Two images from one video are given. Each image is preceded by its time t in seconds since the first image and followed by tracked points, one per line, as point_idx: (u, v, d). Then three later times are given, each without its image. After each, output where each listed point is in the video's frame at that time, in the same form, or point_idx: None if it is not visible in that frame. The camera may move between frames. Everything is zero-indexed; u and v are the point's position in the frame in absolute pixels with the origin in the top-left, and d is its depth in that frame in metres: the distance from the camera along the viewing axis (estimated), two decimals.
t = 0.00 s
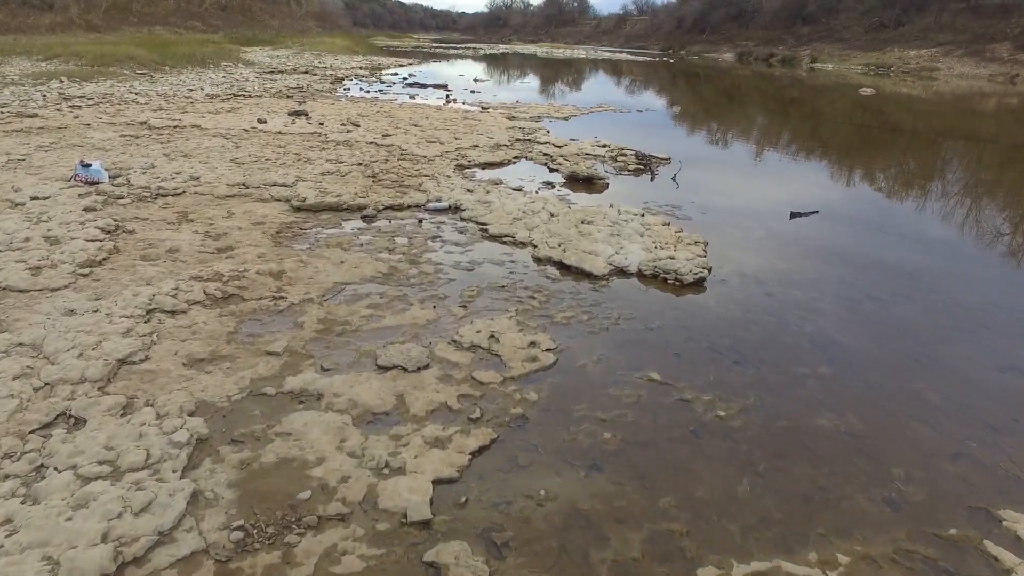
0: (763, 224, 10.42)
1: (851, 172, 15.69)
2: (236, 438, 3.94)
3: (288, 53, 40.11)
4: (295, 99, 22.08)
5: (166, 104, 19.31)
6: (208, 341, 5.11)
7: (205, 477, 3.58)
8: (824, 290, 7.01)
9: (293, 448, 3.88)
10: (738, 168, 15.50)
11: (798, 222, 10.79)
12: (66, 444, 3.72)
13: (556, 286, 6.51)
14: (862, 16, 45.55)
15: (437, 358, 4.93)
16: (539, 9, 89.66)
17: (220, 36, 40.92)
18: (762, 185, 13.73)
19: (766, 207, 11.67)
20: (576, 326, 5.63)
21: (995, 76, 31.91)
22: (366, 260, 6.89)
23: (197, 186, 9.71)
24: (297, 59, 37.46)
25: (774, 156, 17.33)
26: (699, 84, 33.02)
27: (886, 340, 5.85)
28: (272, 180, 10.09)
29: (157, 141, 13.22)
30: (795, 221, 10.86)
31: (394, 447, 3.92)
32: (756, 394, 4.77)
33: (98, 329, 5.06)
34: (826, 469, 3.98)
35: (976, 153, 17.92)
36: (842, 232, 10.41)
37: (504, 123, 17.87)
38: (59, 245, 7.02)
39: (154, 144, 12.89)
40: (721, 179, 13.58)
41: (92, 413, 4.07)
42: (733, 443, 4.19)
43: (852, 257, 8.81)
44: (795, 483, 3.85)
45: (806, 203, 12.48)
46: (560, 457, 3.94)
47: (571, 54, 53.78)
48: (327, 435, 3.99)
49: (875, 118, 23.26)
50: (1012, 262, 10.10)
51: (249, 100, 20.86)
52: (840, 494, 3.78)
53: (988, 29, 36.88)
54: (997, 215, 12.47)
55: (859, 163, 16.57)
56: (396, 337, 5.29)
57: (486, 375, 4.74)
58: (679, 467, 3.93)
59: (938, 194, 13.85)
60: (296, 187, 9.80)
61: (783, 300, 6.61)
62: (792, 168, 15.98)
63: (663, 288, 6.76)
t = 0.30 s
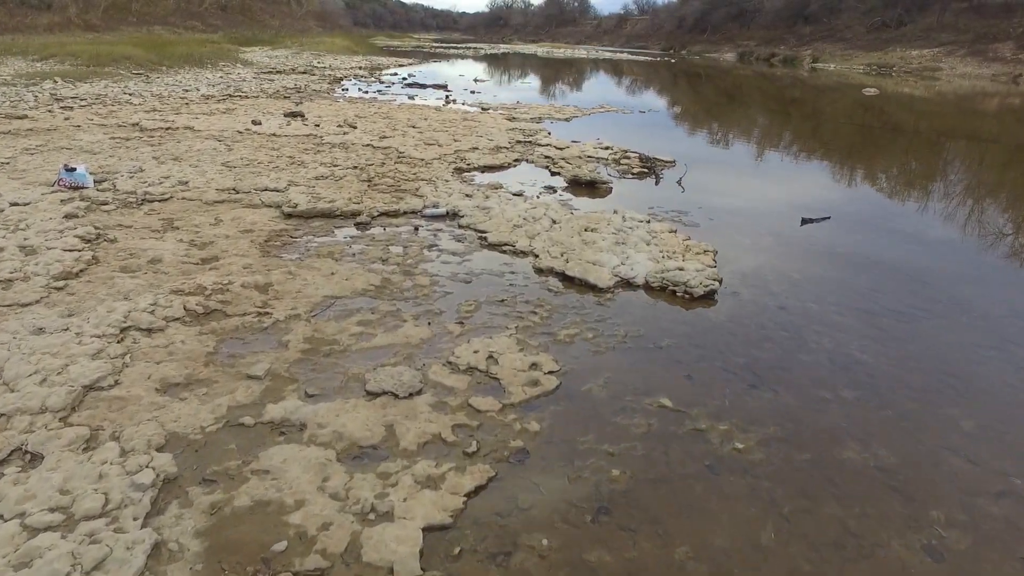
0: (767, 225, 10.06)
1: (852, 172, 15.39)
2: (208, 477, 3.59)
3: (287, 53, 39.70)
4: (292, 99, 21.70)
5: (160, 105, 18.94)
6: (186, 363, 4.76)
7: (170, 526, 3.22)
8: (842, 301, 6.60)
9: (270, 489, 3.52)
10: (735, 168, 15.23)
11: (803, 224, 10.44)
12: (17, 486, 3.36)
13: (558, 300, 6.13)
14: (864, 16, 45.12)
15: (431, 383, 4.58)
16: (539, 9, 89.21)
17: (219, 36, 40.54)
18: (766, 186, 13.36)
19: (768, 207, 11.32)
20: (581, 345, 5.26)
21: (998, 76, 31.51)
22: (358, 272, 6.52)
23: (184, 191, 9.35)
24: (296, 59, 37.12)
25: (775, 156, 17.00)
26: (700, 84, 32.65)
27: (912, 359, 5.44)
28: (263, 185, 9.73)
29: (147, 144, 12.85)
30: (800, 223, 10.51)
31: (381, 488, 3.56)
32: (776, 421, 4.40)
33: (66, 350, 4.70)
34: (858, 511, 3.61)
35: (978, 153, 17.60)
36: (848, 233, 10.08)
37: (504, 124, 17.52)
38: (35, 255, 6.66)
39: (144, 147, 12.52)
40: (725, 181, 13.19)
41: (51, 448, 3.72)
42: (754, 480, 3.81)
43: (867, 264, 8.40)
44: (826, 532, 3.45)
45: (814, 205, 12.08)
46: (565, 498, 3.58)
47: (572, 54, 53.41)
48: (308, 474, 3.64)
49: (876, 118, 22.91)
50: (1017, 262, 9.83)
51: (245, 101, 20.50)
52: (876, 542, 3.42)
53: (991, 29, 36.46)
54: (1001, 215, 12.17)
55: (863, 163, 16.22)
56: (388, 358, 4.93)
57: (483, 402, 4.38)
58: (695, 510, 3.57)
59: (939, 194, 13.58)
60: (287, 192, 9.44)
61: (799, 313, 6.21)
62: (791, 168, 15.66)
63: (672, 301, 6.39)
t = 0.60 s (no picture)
0: (773, 227, 9.74)
1: (853, 172, 15.13)
2: (175, 522, 3.25)
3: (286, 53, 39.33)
4: (289, 100, 21.35)
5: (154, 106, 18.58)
6: (160, 388, 4.41)
7: None
8: (861, 315, 6.23)
9: (242, 536, 3.18)
10: (734, 168, 14.99)
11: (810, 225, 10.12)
12: None
13: (561, 314, 5.79)
14: (865, 16, 44.62)
15: (424, 411, 4.24)
16: (539, 9, 88.76)
17: (219, 36, 40.18)
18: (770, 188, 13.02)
19: (770, 209, 11.02)
20: (586, 366, 4.91)
21: (1001, 76, 31.12)
22: (349, 284, 6.18)
23: (172, 196, 9.00)
24: (295, 59, 36.77)
25: (775, 156, 16.68)
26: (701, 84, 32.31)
27: (941, 379, 5.08)
28: (254, 189, 9.38)
29: (138, 146, 12.48)
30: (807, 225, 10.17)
31: (366, 535, 3.23)
32: (799, 455, 4.06)
33: (30, 374, 4.34)
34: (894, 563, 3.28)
35: (981, 153, 17.29)
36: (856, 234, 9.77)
37: (504, 125, 17.16)
38: (9, 266, 6.30)
39: (134, 149, 12.16)
40: (728, 182, 12.85)
41: (2, 488, 3.38)
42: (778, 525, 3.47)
43: (884, 269, 8.01)
44: None
45: (824, 208, 11.69)
46: (570, 545, 3.24)
47: (573, 53, 53.02)
48: (286, 518, 3.30)
49: (877, 118, 22.59)
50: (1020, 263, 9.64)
51: (241, 102, 20.15)
52: None
53: (993, 29, 36.00)
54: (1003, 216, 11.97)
55: (868, 163, 15.91)
56: (379, 381, 4.59)
57: (480, 433, 4.04)
58: (714, 560, 3.23)
59: (942, 194, 13.36)
60: (278, 197, 9.09)
61: (816, 328, 5.85)
62: (790, 168, 15.37)
63: (682, 316, 6.03)
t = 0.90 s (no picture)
0: (780, 229, 9.43)
1: (854, 172, 14.89)
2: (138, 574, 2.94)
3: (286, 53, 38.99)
4: (286, 100, 21.04)
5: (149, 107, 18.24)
6: (132, 413, 4.08)
7: None
8: (880, 328, 5.89)
9: None
10: (736, 168, 14.72)
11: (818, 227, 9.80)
12: None
13: (564, 329, 5.46)
14: (867, 16, 44.18)
15: (417, 441, 3.92)
16: (539, 8, 88.34)
17: (218, 36, 39.86)
18: (775, 189, 12.71)
19: (775, 210, 10.71)
20: (591, 388, 4.59)
21: (1004, 76, 30.76)
22: (341, 296, 5.86)
23: (160, 201, 8.67)
24: (294, 59, 36.45)
25: (777, 156, 16.40)
26: (703, 84, 31.98)
27: (970, 401, 4.74)
28: (245, 193, 9.05)
29: (128, 149, 12.15)
30: (814, 226, 9.85)
31: None
32: (825, 489, 3.74)
33: None
34: None
35: (982, 153, 17.03)
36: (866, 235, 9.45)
37: (504, 126, 16.84)
38: None
39: (125, 151, 11.84)
40: (733, 184, 12.54)
41: None
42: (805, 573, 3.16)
43: (902, 275, 7.64)
44: None
45: (833, 210, 11.33)
46: None
47: (574, 53, 52.67)
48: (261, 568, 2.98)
49: (879, 118, 22.30)
50: None
51: (238, 102, 19.84)
52: None
53: (996, 28, 35.55)
54: (1006, 216, 11.78)
55: (872, 163, 15.62)
56: (368, 405, 4.27)
57: (477, 466, 3.73)
58: None
59: (944, 194, 13.18)
60: (270, 201, 8.76)
61: (835, 344, 5.52)
62: (790, 168, 15.10)
63: (692, 329, 5.70)
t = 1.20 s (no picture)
0: (787, 234, 9.15)
1: (856, 172, 14.62)
2: None
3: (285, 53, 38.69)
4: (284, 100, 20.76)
5: (143, 108, 17.94)
6: (103, 441, 3.79)
7: None
8: (900, 344, 5.60)
9: None
10: (738, 168, 14.45)
11: (826, 232, 9.52)
12: None
13: (568, 345, 5.17)
14: (868, 15, 43.81)
15: (409, 473, 3.63)
16: (540, 8, 87.96)
17: (218, 36, 39.57)
18: (780, 192, 12.42)
19: (781, 214, 10.42)
20: (597, 412, 4.30)
21: (1007, 76, 30.42)
22: (333, 310, 5.57)
23: (148, 206, 8.37)
24: (293, 59, 36.18)
25: (778, 156, 16.12)
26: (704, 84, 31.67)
27: (1001, 425, 4.46)
28: (237, 198, 8.76)
29: (120, 151, 11.86)
30: (822, 231, 9.56)
31: None
32: (853, 530, 3.46)
33: None
34: None
35: (982, 152, 16.76)
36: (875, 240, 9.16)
37: (505, 127, 16.56)
38: None
39: (116, 154, 11.55)
40: (738, 185, 12.24)
41: None
42: None
43: (919, 285, 7.32)
44: None
45: (843, 213, 11.01)
46: None
47: (575, 53, 52.38)
48: None
49: (880, 118, 21.99)
50: None
51: (234, 103, 19.55)
52: None
53: (998, 28, 35.19)
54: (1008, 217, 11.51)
55: (875, 163, 15.35)
56: (358, 432, 3.98)
57: (474, 502, 3.44)
58: None
59: (945, 194, 12.94)
60: (262, 206, 8.48)
61: (854, 362, 5.23)
62: (792, 168, 14.84)
63: (702, 344, 5.40)
